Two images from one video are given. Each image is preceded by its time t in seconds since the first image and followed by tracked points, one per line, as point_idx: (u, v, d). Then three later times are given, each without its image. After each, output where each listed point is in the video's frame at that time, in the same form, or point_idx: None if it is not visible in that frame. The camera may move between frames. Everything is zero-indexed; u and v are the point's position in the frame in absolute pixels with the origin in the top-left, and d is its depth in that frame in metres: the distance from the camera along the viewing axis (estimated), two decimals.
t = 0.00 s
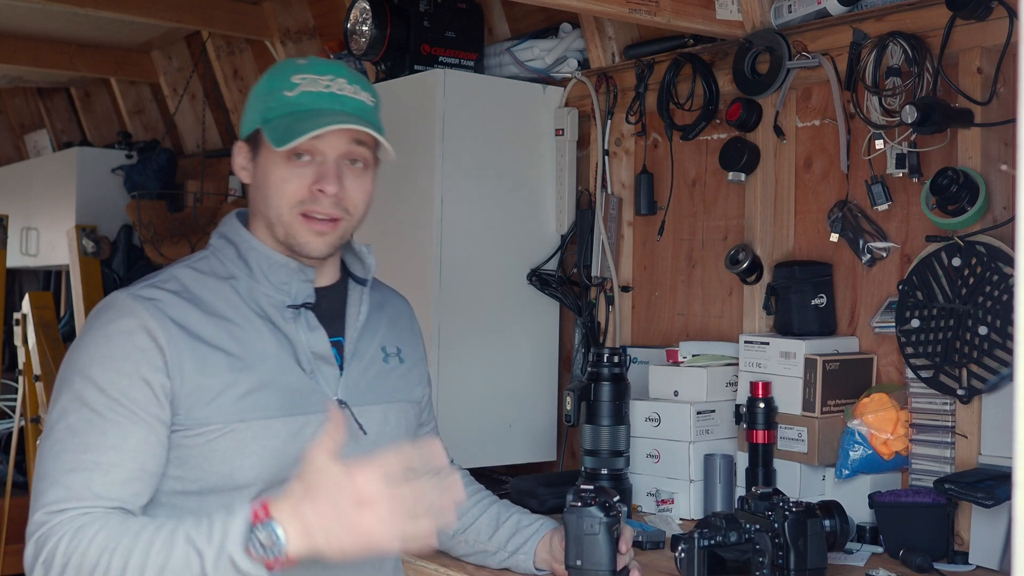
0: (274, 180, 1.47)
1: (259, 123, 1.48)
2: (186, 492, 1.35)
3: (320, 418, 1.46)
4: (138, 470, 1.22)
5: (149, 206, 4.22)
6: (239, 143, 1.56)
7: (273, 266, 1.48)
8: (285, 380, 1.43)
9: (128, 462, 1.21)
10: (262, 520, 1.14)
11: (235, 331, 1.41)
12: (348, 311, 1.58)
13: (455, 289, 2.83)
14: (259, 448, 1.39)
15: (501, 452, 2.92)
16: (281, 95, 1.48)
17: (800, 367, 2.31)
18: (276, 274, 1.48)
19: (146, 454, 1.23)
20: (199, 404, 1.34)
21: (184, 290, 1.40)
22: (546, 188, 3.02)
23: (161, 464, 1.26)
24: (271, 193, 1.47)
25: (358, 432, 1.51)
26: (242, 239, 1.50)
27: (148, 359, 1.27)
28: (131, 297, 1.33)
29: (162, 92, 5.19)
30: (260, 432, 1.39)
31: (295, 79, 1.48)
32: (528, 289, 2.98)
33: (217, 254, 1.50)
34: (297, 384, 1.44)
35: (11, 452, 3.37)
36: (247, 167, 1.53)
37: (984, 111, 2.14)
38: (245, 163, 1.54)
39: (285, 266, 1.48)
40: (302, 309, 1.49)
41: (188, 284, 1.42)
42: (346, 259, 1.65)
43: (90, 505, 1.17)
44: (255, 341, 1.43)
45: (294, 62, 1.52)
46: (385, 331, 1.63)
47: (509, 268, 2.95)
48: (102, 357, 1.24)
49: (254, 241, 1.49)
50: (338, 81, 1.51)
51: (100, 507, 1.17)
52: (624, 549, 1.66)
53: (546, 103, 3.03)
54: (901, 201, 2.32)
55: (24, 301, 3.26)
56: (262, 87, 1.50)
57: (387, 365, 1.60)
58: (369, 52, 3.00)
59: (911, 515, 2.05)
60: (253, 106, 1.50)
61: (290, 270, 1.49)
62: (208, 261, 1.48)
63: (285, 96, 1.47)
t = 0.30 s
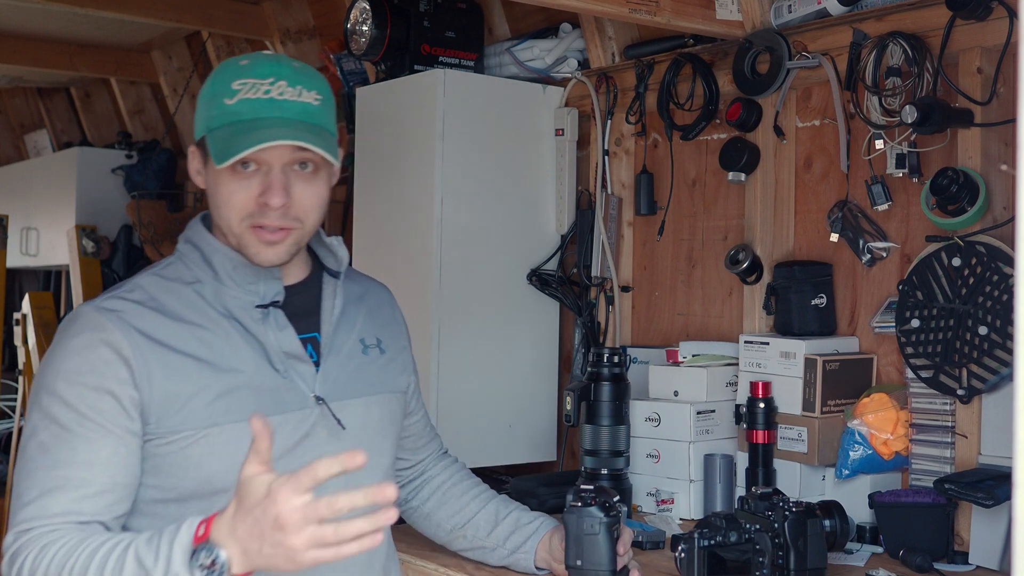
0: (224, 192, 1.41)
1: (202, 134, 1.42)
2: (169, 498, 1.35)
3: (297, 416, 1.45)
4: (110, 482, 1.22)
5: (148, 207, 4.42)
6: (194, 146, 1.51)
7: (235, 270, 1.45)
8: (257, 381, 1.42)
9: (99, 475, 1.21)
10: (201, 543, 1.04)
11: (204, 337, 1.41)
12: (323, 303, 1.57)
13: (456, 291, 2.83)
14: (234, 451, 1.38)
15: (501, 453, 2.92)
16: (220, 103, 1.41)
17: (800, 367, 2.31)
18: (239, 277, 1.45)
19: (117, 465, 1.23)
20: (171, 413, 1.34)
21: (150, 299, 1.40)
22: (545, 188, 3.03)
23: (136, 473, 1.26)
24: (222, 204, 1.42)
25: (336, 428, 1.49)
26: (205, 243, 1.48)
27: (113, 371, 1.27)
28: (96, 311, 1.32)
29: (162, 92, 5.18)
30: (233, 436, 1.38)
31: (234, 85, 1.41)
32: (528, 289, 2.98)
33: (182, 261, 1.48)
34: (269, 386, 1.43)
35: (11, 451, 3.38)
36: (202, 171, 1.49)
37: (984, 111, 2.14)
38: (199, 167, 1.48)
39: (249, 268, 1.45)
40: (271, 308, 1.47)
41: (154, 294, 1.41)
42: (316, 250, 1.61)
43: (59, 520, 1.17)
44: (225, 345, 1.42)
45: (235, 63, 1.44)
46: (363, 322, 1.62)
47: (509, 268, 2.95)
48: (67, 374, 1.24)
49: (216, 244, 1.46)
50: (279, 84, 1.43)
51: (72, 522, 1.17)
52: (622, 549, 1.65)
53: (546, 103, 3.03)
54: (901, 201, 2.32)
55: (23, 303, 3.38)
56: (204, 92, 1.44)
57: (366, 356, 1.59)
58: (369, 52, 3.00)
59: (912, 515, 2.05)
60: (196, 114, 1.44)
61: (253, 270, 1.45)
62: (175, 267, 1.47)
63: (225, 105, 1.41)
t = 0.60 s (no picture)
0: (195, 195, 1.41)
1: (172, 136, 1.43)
2: (151, 506, 1.36)
3: (280, 420, 1.44)
4: (90, 496, 1.24)
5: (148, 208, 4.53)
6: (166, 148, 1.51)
7: (214, 273, 1.45)
8: (237, 387, 1.42)
9: (77, 490, 1.23)
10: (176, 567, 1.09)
11: (183, 344, 1.40)
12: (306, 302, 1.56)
13: (456, 291, 2.84)
14: (214, 459, 1.37)
15: (501, 452, 2.92)
16: (189, 104, 1.42)
17: (800, 367, 2.31)
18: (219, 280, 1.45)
19: (96, 479, 1.25)
20: (149, 422, 1.34)
21: (128, 306, 1.40)
22: (544, 188, 3.02)
23: (117, 484, 1.28)
24: (195, 207, 1.42)
25: (319, 431, 1.48)
26: (183, 247, 1.47)
27: (90, 383, 1.28)
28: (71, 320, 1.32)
29: (162, 92, 5.18)
30: (213, 444, 1.38)
31: (202, 86, 1.42)
32: (528, 289, 2.98)
33: (161, 265, 1.48)
34: (251, 391, 1.42)
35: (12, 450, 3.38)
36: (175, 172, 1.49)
37: (984, 111, 2.14)
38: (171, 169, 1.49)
39: (227, 270, 1.45)
40: (251, 312, 1.46)
41: (132, 301, 1.41)
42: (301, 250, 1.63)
43: (42, 537, 1.20)
44: (204, 351, 1.41)
45: (203, 63, 1.45)
46: (349, 318, 1.60)
47: (509, 268, 2.95)
48: (45, 388, 1.25)
49: (193, 248, 1.46)
50: (247, 83, 1.43)
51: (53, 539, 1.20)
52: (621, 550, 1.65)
53: (546, 103, 3.03)
54: (901, 201, 2.32)
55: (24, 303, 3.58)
56: (174, 95, 1.45)
57: (353, 354, 1.57)
58: (369, 52, 2.99)
59: (912, 515, 2.05)
60: (166, 116, 1.45)
61: (231, 271, 1.45)
62: (153, 272, 1.47)
63: (193, 105, 1.41)
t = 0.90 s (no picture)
0: (189, 182, 1.44)
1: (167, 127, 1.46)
2: (143, 504, 1.36)
3: (275, 419, 1.43)
4: (77, 495, 1.25)
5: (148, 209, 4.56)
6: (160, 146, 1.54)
7: (209, 269, 1.45)
8: (231, 385, 1.41)
9: (66, 490, 1.24)
10: None
11: (177, 341, 1.40)
12: (302, 301, 1.56)
13: (456, 291, 2.84)
14: (207, 457, 1.37)
15: (501, 452, 2.92)
16: (182, 94, 1.45)
17: (800, 367, 2.31)
18: (215, 277, 1.45)
19: (85, 478, 1.26)
20: (141, 419, 1.34)
21: (123, 302, 1.40)
22: (544, 188, 3.02)
23: (106, 485, 1.29)
24: (190, 196, 1.44)
25: (313, 429, 1.47)
26: (178, 243, 1.48)
27: (81, 380, 1.28)
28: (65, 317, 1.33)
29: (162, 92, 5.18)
30: (206, 442, 1.37)
31: (194, 75, 1.46)
32: (528, 289, 2.98)
33: (157, 261, 1.49)
34: (245, 389, 1.42)
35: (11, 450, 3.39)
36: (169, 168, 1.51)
37: (984, 111, 2.14)
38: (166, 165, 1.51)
39: (224, 266, 1.45)
40: (246, 309, 1.46)
41: (126, 297, 1.42)
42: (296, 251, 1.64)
43: (33, 539, 1.21)
44: (198, 349, 1.41)
45: (195, 55, 1.49)
46: (346, 317, 1.60)
47: (509, 268, 2.95)
48: (37, 386, 1.26)
49: (188, 244, 1.47)
50: (239, 70, 1.47)
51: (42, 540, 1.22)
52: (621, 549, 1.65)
53: (546, 103, 3.03)
54: (901, 201, 2.32)
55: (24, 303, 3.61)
56: (167, 87, 1.48)
57: (350, 353, 1.57)
58: (369, 52, 2.99)
59: (912, 515, 2.05)
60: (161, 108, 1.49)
61: (226, 266, 1.45)
62: (148, 268, 1.47)
63: (187, 94, 1.45)
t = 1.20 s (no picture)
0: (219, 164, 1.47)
1: (199, 111, 1.49)
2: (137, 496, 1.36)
3: (277, 419, 1.43)
4: (72, 483, 1.27)
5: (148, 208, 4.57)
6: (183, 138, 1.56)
7: (224, 263, 1.47)
8: (235, 380, 1.41)
9: (61, 476, 1.27)
10: None
11: (185, 332, 1.40)
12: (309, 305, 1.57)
13: (457, 291, 2.84)
14: (207, 453, 1.36)
15: (501, 452, 2.92)
16: (217, 79, 1.49)
17: (800, 367, 2.31)
18: (229, 271, 1.47)
19: (83, 467, 1.28)
20: (143, 409, 1.34)
21: (133, 289, 1.41)
22: (545, 188, 3.02)
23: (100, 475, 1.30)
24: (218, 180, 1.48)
25: (314, 431, 1.47)
26: (195, 235, 1.50)
27: (86, 367, 1.29)
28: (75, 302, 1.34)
29: (161, 91, 5.18)
30: (207, 437, 1.37)
31: (231, 62, 1.50)
32: (528, 290, 2.98)
33: (172, 251, 1.50)
34: (249, 387, 1.42)
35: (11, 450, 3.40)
36: (193, 160, 1.54)
37: (984, 111, 2.14)
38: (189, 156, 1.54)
39: (239, 262, 1.47)
40: (257, 306, 1.47)
41: (138, 283, 1.42)
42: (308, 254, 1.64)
43: (31, 526, 1.25)
44: (204, 343, 1.41)
45: (230, 48, 1.53)
46: (352, 324, 1.60)
47: (509, 269, 2.95)
48: (40, 369, 1.28)
49: (204, 236, 1.49)
50: (275, 60, 1.52)
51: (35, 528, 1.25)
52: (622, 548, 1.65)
53: (546, 103, 3.03)
54: (901, 201, 2.32)
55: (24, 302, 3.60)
56: (199, 74, 1.52)
57: (355, 359, 1.57)
58: (369, 52, 2.99)
59: (911, 515, 2.05)
60: (192, 95, 1.51)
61: (242, 264, 1.47)
62: (161, 259, 1.48)
63: (223, 80, 1.49)
